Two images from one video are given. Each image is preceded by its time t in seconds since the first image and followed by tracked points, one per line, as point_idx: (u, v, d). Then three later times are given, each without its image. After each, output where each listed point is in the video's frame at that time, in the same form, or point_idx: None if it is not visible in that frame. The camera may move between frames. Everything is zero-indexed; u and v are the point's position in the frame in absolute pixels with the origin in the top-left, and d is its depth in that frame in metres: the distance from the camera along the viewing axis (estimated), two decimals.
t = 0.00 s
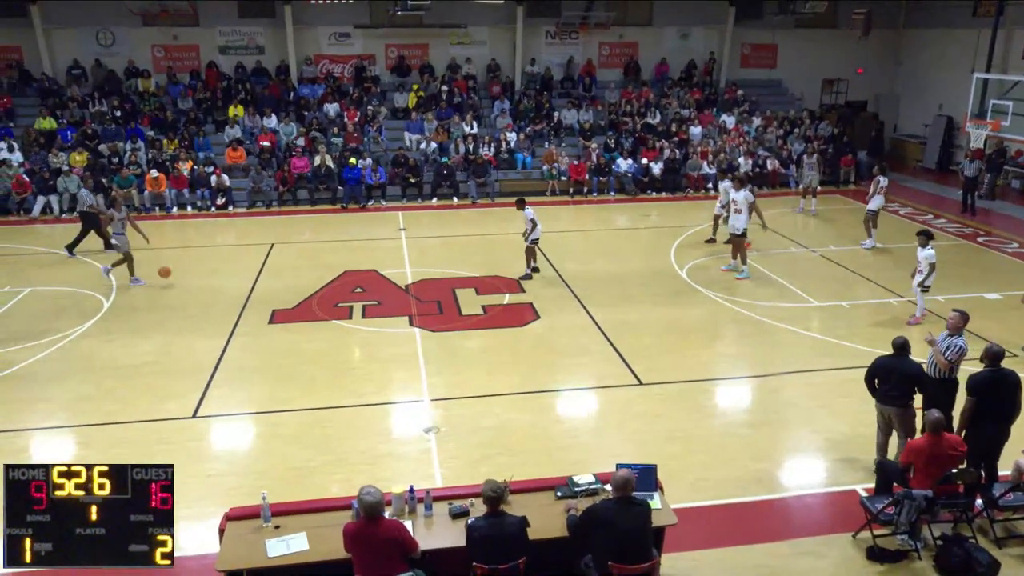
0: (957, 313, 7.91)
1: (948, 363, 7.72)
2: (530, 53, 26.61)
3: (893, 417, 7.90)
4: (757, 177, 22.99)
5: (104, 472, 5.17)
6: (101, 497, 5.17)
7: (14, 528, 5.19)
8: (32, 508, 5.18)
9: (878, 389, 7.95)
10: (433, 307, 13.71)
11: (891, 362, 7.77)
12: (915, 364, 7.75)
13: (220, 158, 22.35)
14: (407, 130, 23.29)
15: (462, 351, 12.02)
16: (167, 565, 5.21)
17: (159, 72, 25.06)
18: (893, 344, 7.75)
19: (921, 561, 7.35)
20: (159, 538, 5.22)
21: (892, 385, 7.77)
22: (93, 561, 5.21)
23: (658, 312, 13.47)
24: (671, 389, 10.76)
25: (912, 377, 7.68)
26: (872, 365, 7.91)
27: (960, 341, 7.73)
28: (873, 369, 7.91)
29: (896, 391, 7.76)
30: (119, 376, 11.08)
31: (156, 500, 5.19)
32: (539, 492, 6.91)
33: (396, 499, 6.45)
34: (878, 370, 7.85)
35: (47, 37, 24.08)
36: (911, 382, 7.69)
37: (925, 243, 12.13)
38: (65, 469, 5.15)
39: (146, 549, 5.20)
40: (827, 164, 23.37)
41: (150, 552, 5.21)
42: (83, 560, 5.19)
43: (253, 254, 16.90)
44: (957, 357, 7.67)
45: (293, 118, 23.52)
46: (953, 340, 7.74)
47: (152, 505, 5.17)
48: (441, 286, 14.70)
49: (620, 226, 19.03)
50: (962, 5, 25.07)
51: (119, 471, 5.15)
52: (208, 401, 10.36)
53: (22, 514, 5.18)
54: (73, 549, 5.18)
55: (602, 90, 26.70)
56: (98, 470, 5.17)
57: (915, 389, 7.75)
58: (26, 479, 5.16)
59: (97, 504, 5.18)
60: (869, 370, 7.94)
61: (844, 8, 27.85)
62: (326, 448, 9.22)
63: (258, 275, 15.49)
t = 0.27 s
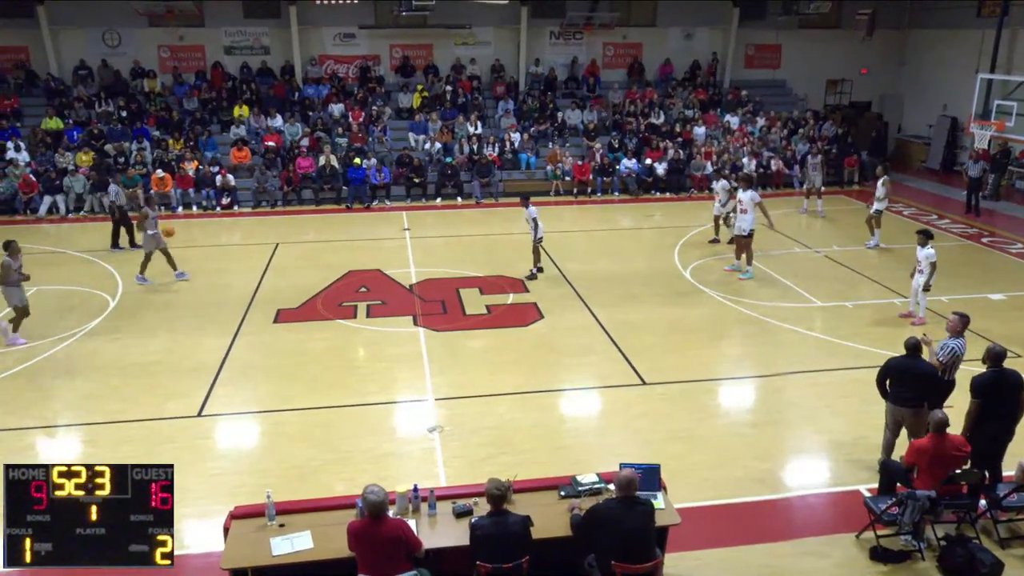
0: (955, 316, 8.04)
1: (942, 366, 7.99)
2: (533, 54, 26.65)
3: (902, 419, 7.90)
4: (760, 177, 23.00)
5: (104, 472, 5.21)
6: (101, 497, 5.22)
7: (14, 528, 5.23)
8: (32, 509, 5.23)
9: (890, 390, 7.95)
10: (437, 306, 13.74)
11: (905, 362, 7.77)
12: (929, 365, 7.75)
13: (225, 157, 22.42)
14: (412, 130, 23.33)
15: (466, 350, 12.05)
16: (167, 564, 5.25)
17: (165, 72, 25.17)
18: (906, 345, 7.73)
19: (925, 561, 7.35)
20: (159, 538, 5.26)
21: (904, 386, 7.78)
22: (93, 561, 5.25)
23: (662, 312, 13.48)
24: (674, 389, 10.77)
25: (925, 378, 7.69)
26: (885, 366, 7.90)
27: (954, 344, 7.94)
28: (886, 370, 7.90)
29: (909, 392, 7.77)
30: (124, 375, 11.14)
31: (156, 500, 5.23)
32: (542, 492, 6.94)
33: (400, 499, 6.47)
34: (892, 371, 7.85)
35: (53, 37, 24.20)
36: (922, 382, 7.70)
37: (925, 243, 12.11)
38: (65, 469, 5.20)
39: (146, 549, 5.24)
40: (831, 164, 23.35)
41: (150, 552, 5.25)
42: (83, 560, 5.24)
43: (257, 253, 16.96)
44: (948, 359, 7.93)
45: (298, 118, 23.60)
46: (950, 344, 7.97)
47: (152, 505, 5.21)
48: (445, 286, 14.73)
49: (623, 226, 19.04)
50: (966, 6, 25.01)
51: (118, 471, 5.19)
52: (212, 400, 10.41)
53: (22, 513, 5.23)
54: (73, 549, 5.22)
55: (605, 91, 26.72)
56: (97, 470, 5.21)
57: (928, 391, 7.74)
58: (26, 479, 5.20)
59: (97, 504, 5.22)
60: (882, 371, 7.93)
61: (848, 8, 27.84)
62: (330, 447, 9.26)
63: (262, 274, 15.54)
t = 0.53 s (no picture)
0: (955, 318, 8.06)
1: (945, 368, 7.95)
2: (534, 54, 26.68)
3: (906, 418, 7.95)
4: (761, 178, 23.02)
5: (104, 472, 5.23)
6: (101, 497, 5.24)
7: (14, 528, 5.25)
8: (32, 509, 5.25)
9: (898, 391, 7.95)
10: (438, 306, 13.76)
11: (914, 364, 7.77)
12: (937, 367, 7.76)
13: (226, 158, 22.45)
14: (413, 130, 23.35)
15: (466, 350, 12.07)
16: (167, 564, 5.27)
17: (167, 72, 25.20)
18: (913, 346, 7.74)
19: (924, 561, 7.36)
20: (159, 538, 5.28)
21: (911, 387, 7.80)
22: (93, 561, 5.27)
23: (662, 312, 13.50)
24: (674, 389, 10.79)
25: (933, 378, 7.71)
26: (894, 368, 7.90)
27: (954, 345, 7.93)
28: (896, 372, 7.89)
29: (916, 392, 7.80)
30: (125, 375, 11.16)
31: (156, 500, 5.25)
32: (543, 491, 6.96)
33: (401, 498, 6.49)
34: (901, 373, 7.84)
35: (55, 38, 24.23)
36: (928, 383, 7.73)
37: (920, 241, 12.18)
38: (65, 469, 5.22)
39: (145, 549, 5.26)
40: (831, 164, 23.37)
41: (150, 552, 5.27)
42: (83, 560, 5.26)
43: (258, 253, 16.98)
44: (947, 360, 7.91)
45: (298, 119, 23.64)
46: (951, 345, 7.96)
47: (152, 505, 5.23)
48: (445, 286, 14.75)
49: (624, 226, 19.07)
50: (966, 6, 25.01)
51: (118, 471, 5.21)
52: (214, 400, 10.43)
53: (22, 513, 5.25)
54: (73, 549, 5.25)
55: (606, 91, 26.74)
56: (97, 471, 5.23)
57: (935, 391, 7.76)
58: (26, 479, 5.22)
59: (97, 504, 5.24)
60: (890, 372, 7.93)
61: (848, 8, 27.84)
62: (331, 447, 9.28)
63: (263, 274, 15.56)
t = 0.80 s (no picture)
0: (955, 321, 8.11)
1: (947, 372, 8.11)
2: (534, 55, 26.69)
3: (910, 418, 7.97)
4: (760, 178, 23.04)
5: (104, 472, 5.25)
6: (101, 497, 5.25)
7: (14, 528, 5.26)
8: (32, 509, 5.26)
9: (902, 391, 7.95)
10: (438, 306, 13.78)
11: (918, 364, 7.76)
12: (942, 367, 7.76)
13: (227, 158, 22.48)
14: (413, 130, 23.40)
15: (467, 350, 12.09)
16: (167, 564, 5.29)
17: (167, 72, 25.21)
18: (918, 347, 7.75)
19: (924, 561, 7.38)
20: (159, 538, 5.30)
21: (916, 387, 7.81)
22: (93, 561, 5.29)
23: (662, 312, 13.51)
24: (674, 389, 10.80)
25: (937, 378, 7.72)
26: (898, 369, 7.89)
27: (954, 348, 8.10)
28: (901, 373, 7.87)
29: (920, 392, 7.81)
30: (126, 374, 11.18)
31: (156, 500, 5.27)
32: (543, 491, 6.97)
33: (401, 498, 6.51)
34: (906, 373, 7.83)
35: (56, 38, 24.24)
36: (931, 383, 7.74)
37: (916, 239, 12.18)
38: (65, 469, 5.24)
39: (145, 549, 5.27)
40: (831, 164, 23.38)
41: (150, 552, 5.29)
42: (83, 560, 5.27)
43: (258, 253, 16.99)
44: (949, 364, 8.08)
45: (299, 119, 23.66)
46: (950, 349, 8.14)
47: (152, 505, 5.25)
48: (446, 286, 14.76)
49: (624, 226, 19.08)
50: (966, 6, 25.02)
51: (118, 471, 5.23)
52: (214, 400, 10.44)
53: (22, 513, 5.26)
54: (73, 549, 5.26)
55: (606, 91, 26.75)
56: (97, 471, 5.24)
57: (939, 391, 7.77)
58: (26, 479, 5.23)
59: (96, 504, 5.26)
60: (895, 374, 7.90)
61: (848, 9, 27.85)
62: (331, 447, 9.30)
63: (264, 274, 15.58)
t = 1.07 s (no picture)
0: (955, 324, 8.06)
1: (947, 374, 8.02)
2: (534, 55, 26.70)
3: (911, 419, 7.97)
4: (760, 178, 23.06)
5: (104, 472, 5.26)
6: (101, 497, 5.27)
7: (14, 528, 5.27)
8: (31, 509, 5.27)
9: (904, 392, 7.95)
10: (438, 306, 13.79)
11: (919, 365, 7.76)
12: (942, 367, 7.77)
13: (228, 158, 22.50)
14: (413, 130, 23.44)
15: (467, 350, 12.10)
16: (167, 565, 5.30)
17: (167, 73, 25.21)
18: (918, 348, 7.72)
19: (923, 561, 7.40)
20: (159, 538, 5.31)
21: (917, 388, 7.81)
22: (93, 560, 5.30)
23: (662, 312, 13.53)
24: (674, 390, 10.81)
25: (937, 378, 7.73)
26: (899, 370, 7.88)
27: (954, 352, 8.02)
28: (902, 374, 7.86)
29: (921, 392, 7.82)
30: (127, 374, 11.19)
31: (156, 500, 5.28)
32: (543, 491, 6.99)
33: (401, 498, 6.53)
34: (907, 374, 7.83)
35: (56, 39, 24.26)
36: (931, 382, 7.76)
37: (914, 239, 12.17)
38: (65, 469, 5.25)
39: (145, 549, 5.29)
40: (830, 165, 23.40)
41: (150, 552, 5.30)
42: (83, 560, 5.29)
43: (259, 253, 17.02)
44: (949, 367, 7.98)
45: (299, 119, 23.67)
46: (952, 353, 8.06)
47: (152, 505, 5.26)
48: (446, 286, 14.78)
49: (624, 227, 19.11)
50: (965, 7, 25.04)
51: (119, 471, 5.24)
52: (215, 400, 10.46)
53: (21, 513, 5.27)
54: (73, 548, 5.28)
55: (606, 91, 26.77)
56: (97, 470, 5.26)
57: (939, 391, 7.80)
58: (26, 479, 5.24)
59: (96, 504, 5.27)
60: (896, 374, 7.89)
61: (847, 9, 27.86)
62: (332, 447, 9.31)
63: (264, 274, 15.60)
